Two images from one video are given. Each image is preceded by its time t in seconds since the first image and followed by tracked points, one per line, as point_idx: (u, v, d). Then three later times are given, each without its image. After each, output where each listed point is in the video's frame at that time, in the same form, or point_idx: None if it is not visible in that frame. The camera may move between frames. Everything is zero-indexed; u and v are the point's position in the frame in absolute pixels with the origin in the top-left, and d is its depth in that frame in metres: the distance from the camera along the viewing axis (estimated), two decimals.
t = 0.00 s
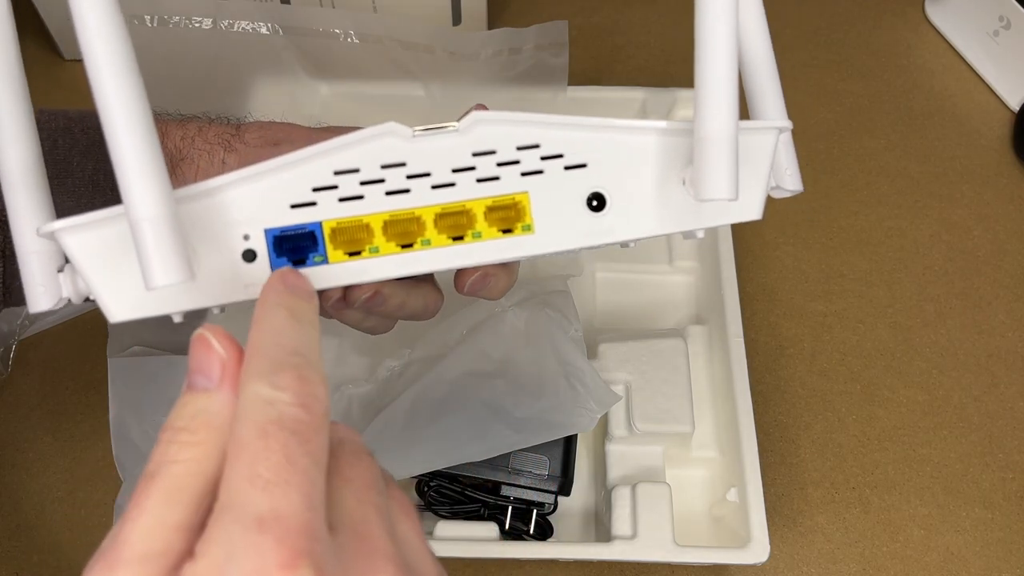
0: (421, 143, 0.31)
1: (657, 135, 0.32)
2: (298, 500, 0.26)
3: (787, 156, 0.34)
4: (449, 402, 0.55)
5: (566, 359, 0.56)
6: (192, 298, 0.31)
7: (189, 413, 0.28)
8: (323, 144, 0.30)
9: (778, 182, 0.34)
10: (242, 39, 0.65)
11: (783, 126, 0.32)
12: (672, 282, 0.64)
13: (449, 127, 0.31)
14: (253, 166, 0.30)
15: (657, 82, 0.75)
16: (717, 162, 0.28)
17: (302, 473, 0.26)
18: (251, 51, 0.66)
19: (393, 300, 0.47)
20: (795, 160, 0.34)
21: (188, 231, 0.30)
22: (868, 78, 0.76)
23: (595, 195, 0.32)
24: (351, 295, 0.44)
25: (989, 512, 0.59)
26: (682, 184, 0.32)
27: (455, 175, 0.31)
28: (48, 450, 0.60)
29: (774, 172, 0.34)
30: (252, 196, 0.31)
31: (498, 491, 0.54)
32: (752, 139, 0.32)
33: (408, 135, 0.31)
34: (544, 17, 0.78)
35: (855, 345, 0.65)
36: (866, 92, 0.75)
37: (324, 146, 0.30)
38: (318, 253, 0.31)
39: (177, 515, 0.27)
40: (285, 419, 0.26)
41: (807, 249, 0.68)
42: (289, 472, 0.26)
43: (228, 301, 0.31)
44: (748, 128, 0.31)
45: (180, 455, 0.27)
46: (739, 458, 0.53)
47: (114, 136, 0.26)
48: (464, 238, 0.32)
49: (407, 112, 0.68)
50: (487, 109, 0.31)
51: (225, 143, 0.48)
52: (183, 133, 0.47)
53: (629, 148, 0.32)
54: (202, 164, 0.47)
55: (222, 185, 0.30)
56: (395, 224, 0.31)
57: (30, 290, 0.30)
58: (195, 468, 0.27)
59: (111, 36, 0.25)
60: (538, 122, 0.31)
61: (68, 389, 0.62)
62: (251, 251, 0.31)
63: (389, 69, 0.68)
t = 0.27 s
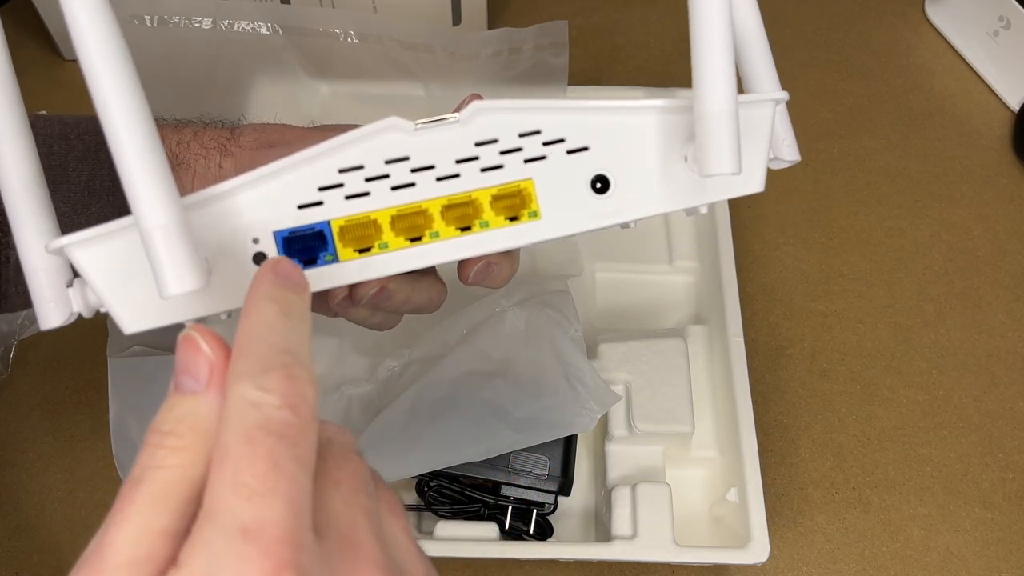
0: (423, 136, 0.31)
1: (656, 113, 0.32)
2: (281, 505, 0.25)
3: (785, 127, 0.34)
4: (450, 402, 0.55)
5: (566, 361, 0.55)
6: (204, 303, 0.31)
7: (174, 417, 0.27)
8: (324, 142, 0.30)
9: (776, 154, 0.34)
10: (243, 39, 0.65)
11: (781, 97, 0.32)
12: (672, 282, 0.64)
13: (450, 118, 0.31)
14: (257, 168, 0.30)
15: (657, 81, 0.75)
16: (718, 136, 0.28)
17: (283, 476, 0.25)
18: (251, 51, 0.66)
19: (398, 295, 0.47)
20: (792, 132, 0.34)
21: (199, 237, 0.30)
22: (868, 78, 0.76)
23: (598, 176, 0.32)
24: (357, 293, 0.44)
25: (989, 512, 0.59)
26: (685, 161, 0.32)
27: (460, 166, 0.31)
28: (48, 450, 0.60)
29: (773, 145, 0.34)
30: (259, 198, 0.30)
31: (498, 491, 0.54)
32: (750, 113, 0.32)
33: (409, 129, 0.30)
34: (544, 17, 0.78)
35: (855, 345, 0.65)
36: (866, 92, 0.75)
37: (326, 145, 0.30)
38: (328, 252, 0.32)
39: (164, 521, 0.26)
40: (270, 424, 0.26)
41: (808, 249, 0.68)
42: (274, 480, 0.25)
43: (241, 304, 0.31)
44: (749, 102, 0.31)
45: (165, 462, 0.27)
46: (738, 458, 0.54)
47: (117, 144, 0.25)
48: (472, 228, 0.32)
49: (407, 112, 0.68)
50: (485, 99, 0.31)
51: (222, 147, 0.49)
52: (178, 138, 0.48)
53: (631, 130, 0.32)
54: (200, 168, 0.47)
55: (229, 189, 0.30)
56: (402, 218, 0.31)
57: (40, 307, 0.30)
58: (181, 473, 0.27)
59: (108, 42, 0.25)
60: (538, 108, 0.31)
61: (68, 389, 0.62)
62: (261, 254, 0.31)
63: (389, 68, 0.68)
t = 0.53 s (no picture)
0: (416, 133, 0.31)
1: (651, 108, 0.31)
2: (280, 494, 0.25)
3: (785, 119, 0.33)
4: (448, 401, 0.55)
5: (566, 359, 0.56)
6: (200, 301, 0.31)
7: (150, 417, 0.27)
8: (318, 140, 0.30)
9: (777, 147, 0.34)
10: (243, 39, 0.65)
11: (781, 90, 0.31)
12: (672, 282, 0.64)
13: (444, 114, 0.30)
14: (251, 167, 0.30)
15: (657, 81, 0.75)
16: (715, 128, 0.28)
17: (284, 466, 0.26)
18: (251, 51, 0.66)
19: (402, 294, 0.48)
20: (794, 124, 0.34)
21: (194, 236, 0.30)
22: (869, 78, 0.76)
23: (595, 172, 0.32)
24: (361, 292, 0.45)
25: (989, 512, 0.59)
26: (682, 156, 0.32)
27: (454, 163, 0.31)
28: (48, 450, 0.60)
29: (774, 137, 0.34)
30: (253, 197, 0.31)
31: (498, 491, 0.54)
32: (750, 105, 0.31)
33: (403, 126, 0.30)
34: (544, 16, 0.78)
35: (855, 345, 0.65)
36: (867, 92, 0.75)
37: (321, 142, 0.30)
38: (324, 250, 0.32)
39: (149, 517, 0.27)
40: (270, 410, 0.26)
41: (807, 249, 0.68)
42: (271, 463, 0.25)
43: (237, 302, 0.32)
44: (747, 94, 0.31)
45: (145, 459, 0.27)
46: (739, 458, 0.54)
47: (112, 145, 0.25)
48: (467, 225, 0.32)
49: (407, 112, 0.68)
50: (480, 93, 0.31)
51: (225, 149, 0.48)
52: (184, 140, 0.48)
53: (627, 125, 0.32)
54: (205, 169, 0.47)
55: (223, 188, 0.30)
56: (397, 216, 0.31)
57: (40, 307, 0.30)
58: (161, 471, 0.27)
59: (102, 44, 0.25)
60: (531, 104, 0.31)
61: (68, 389, 0.62)
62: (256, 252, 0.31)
63: (389, 69, 0.68)
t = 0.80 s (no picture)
0: (419, 119, 0.31)
1: (652, 92, 0.32)
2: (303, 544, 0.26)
3: (788, 104, 0.33)
4: (449, 399, 0.54)
5: (566, 360, 0.55)
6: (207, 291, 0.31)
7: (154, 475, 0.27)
8: (321, 127, 0.30)
9: (781, 133, 0.34)
10: (243, 39, 0.65)
11: (781, 73, 0.32)
12: (672, 282, 0.64)
13: (446, 100, 0.30)
14: (254, 154, 0.30)
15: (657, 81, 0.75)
16: (716, 109, 0.28)
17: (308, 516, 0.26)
18: (251, 51, 0.66)
19: (408, 288, 0.47)
20: (797, 110, 0.34)
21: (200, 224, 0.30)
22: (868, 78, 0.76)
23: (597, 156, 0.32)
24: (367, 283, 0.45)
25: (989, 512, 0.59)
26: (684, 140, 0.32)
27: (457, 148, 0.31)
28: (48, 450, 0.60)
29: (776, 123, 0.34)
30: (256, 184, 0.30)
31: (498, 491, 0.54)
32: (752, 88, 0.32)
33: (406, 112, 0.30)
34: (544, 16, 0.78)
35: (854, 345, 0.65)
36: (867, 92, 0.75)
37: (324, 128, 0.30)
38: (328, 235, 0.31)
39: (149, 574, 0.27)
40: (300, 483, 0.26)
41: (807, 249, 0.68)
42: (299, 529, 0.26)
43: (241, 292, 0.31)
44: (749, 77, 0.31)
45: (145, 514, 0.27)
46: (739, 458, 0.54)
47: (118, 132, 0.25)
48: (470, 210, 0.32)
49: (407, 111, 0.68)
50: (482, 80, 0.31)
51: (235, 144, 0.48)
52: (195, 135, 0.48)
53: (628, 111, 0.32)
54: (215, 164, 0.47)
55: (228, 175, 0.30)
56: (401, 200, 0.31)
57: (49, 295, 0.30)
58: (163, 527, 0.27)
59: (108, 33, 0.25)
60: (534, 89, 0.31)
61: (68, 388, 0.62)
62: (262, 238, 0.31)
63: (389, 68, 0.68)
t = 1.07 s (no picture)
0: (418, 125, 0.31)
1: (648, 97, 0.32)
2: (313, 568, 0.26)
3: (786, 107, 0.33)
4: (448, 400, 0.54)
5: (566, 359, 0.56)
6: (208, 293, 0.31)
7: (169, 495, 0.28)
8: (321, 133, 0.30)
9: (779, 136, 0.34)
10: (243, 39, 0.65)
11: (777, 77, 0.32)
12: (672, 282, 0.64)
13: (444, 106, 0.31)
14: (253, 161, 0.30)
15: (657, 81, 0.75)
16: (710, 116, 0.28)
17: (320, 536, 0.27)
18: (251, 51, 0.66)
19: (411, 286, 0.47)
20: (796, 112, 0.34)
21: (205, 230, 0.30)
22: (869, 78, 0.76)
23: (594, 161, 0.32)
24: (371, 282, 0.45)
25: (990, 512, 0.59)
26: (680, 144, 0.32)
27: (456, 154, 0.31)
28: (49, 450, 0.60)
29: (774, 125, 0.34)
30: (257, 189, 0.31)
31: (498, 491, 0.54)
32: (749, 93, 0.32)
33: (404, 118, 0.30)
34: (544, 16, 0.78)
35: (854, 345, 0.65)
36: (866, 92, 0.75)
37: (324, 135, 0.30)
38: (328, 240, 0.31)
39: None
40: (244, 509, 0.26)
41: (807, 249, 0.68)
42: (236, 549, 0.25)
43: (246, 296, 0.31)
44: (746, 82, 0.31)
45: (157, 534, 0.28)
46: (739, 458, 0.54)
47: (123, 138, 0.26)
48: (469, 215, 0.32)
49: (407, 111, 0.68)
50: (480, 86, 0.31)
51: (244, 144, 0.48)
52: (205, 135, 0.48)
53: (624, 116, 0.32)
54: (226, 164, 0.47)
55: (230, 181, 0.30)
56: (400, 206, 0.31)
57: (60, 298, 0.30)
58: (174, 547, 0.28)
59: (112, 41, 0.26)
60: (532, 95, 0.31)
61: (68, 389, 0.62)
62: (264, 243, 0.31)
63: (389, 68, 0.68)
